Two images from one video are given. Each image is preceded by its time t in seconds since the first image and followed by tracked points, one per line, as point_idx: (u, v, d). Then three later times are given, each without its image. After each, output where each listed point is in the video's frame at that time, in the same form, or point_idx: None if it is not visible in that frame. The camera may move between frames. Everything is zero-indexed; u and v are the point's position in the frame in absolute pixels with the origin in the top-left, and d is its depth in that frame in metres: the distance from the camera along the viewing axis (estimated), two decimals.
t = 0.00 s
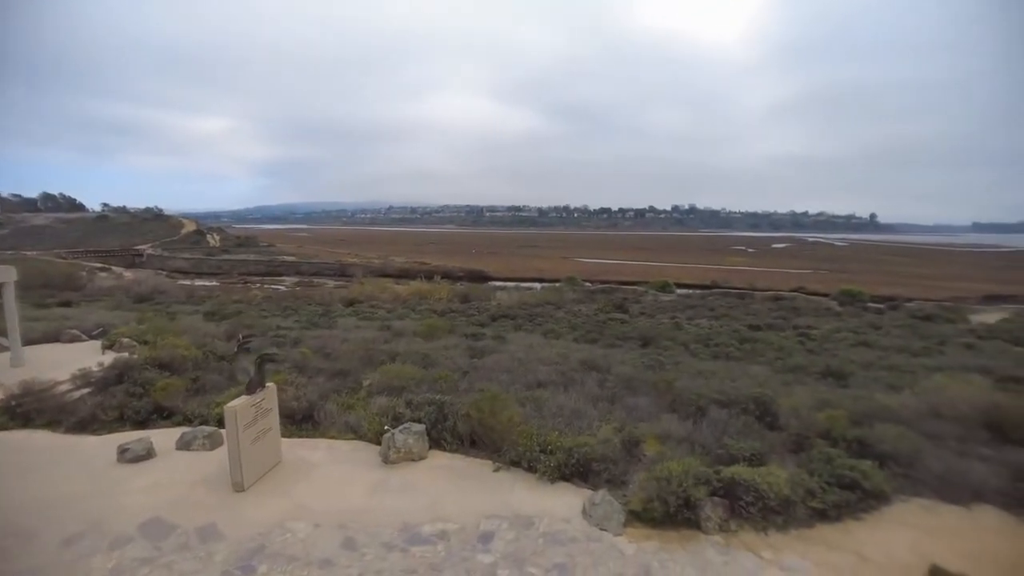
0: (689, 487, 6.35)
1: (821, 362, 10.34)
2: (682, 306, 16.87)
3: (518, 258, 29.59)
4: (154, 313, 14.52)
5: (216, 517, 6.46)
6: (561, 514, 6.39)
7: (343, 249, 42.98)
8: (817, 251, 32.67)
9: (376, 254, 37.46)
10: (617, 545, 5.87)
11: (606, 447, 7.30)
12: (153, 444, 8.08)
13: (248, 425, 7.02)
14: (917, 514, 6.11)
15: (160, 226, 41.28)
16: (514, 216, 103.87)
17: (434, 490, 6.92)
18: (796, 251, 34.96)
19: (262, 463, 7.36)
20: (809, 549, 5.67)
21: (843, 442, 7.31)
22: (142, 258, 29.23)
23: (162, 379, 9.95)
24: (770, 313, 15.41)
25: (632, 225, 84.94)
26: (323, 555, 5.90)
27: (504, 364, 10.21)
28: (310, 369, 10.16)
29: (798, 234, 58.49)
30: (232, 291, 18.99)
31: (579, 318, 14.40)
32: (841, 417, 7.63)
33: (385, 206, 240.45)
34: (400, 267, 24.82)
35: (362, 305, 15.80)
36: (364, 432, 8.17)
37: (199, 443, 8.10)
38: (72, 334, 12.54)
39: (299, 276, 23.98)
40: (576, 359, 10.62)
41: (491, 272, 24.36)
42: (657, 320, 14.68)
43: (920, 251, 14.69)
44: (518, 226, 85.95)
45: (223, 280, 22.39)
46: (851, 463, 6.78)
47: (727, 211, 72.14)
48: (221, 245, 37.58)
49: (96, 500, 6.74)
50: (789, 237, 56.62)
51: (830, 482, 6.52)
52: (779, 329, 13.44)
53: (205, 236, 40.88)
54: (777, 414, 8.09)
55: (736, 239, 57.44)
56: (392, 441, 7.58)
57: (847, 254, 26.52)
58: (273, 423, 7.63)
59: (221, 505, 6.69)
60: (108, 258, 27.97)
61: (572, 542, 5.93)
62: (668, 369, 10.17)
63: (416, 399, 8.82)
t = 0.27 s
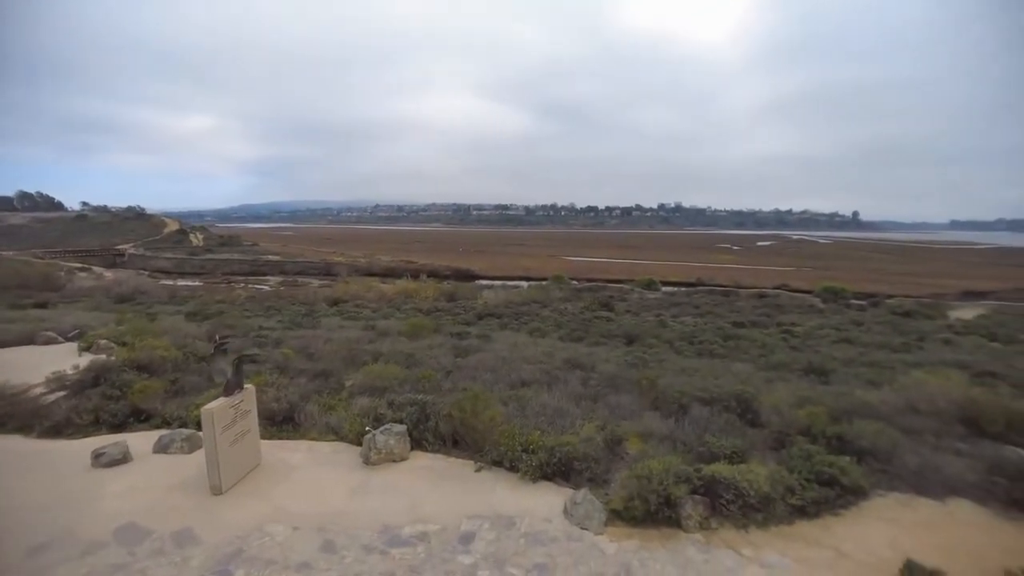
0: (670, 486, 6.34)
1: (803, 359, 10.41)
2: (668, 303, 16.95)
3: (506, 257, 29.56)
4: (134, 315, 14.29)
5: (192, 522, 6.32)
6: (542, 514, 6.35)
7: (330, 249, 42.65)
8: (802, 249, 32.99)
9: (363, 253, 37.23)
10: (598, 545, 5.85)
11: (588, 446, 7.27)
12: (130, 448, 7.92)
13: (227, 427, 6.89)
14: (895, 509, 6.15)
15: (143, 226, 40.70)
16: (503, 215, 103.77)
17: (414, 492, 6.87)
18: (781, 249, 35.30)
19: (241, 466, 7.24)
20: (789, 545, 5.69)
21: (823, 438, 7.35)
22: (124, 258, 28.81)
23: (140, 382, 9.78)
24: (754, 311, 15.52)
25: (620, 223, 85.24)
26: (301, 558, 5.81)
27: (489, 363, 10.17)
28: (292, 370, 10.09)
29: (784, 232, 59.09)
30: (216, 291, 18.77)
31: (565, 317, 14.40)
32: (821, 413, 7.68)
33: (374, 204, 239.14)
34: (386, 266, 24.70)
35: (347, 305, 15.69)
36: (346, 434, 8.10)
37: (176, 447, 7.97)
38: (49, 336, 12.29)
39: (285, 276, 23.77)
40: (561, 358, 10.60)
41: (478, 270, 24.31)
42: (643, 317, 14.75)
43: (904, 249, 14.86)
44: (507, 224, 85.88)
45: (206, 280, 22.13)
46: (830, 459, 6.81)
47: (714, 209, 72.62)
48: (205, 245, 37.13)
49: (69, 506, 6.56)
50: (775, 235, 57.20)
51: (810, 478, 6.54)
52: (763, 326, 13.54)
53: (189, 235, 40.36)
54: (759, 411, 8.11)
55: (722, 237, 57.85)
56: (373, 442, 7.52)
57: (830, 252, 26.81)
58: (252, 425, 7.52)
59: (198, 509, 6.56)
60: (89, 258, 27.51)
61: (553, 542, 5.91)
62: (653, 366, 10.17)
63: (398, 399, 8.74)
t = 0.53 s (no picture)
0: (657, 483, 6.30)
1: (791, 355, 10.44)
2: (658, 300, 16.98)
3: (496, 254, 29.52)
4: (119, 314, 14.11)
5: (175, 524, 6.21)
6: (530, 511, 6.31)
7: (320, 246, 42.37)
8: (791, 245, 33.18)
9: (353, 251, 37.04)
10: (585, 542, 5.82)
11: (576, 443, 7.23)
12: (113, 449, 7.80)
13: (210, 427, 6.81)
14: (880, 504, 6.18)
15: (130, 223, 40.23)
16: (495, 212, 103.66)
17: (401, 491, 6.83)
18: (770, 245, 35.53)
19: (227, 466, 7.16)
20: (777, 541, 5.68)
21: (810, 434, 7.36)
22: (110, 256, 28.44)
23: (124, 382, 9.66)
24: (743, 307, 15.57)
25: (612, 220, 85.41)
26: (287, 559, 5.73)
27: (478, 361, 10.12)
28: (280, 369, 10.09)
29: (774, 228, 59.47)
30: (204, 290, 18.60)
31: (555, 314, 14.39)
32: (807, 409, 7.68)
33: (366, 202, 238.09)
34: (376, 264, 24.59)
35: (337, 303, 15.62)
36: (332, 433, 8.05)
37: (160, 447, 7.87)
38: (31, 337, 12.09)
39: (274, 274, 23.62)
40: (550, 355, 10.57)
41: (469, 268, 24.26)
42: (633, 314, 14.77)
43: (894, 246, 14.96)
44: (499, 221, 85.78)
45: (194, 278, 21.92)
46: (816, 455, 6.80)
47: (705, 206, 72.91)
48: (194, 243, 36.79)
49: (49, 509, 6.41)
50: (765, 231, 57.58)
51: (797, 474, 6.54)
52: (752, 322, 13.59)
53: (177, 233, 39.98)
54: (746, 408, 8.11)
55: (713, 233, 58.17)
56: (359, 442, 7.47)
57: (818, 247, 27.01)
58: (237, 425, 7.45)
59: (182, 509, 6.47)
60: (75, 257, 27.14)
61: (540, 540, 5.87)
62: (642, 363, 10.16)
63: (385, 398, 8.69)
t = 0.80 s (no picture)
0: (638, 479, 6.19)
1: (776, 350, 10.44)
2: (646, 295, 16.97)
3: (485, 250, 29.45)
4: (99, 311, 13.87)
5: (150, 524, 6.05)
6: (511, 508, 6.23)
7: (308, 242, 42.04)
8: (777, 242, 33.38)
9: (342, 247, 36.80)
10: (566, 539, 5.72)
11: (558, 440, 7.16)
12: (88, 449, 7.64)
13: (188, 425, 6.71)
14: (862, 498, 6.16)
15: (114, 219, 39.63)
16: (487, 207, 103.46)
17: (381, 489, 6.75)
18: (758, 241, 35.73)
19: (205, 465, 7.06)
20: (760, 535, 5.63)
21: (793, 429, 7.33)
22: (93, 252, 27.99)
23: (102, 380, 9.48)
24: (730, 302, 15.61)
25: (603, 215, 85.50)
26: (264, 558, 5.60)
27: (463, 357, 10.04)
28: (262, 365, 10.03)
29: (762, 224, 59.84)
30: (188, 286, 18.36)
31: (542, 309, 14.33)
32: (791, 403, 7.64)
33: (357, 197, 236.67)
34: (364, 259, 24.42)
35: (323, 299, 15.49)
36: (313, 431, 7.96)
37: (137, 447, 7.74)
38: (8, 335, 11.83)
39: (261, 270, 23.39)
40: (536, 351, 10.50)
41: (457, 263, 24.16)
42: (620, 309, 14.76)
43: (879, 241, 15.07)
44: (489, 217, 85.38)
45: (179, 274, 21.63)
46: (798, 450, 6.75)
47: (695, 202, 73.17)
48: (179, 239, 36.31)
49: (19, 511, 6.22)
50: (754, 227, 57.94)
51: (779, 469, 6.48)
52: (738, 317, 13.61)
53: (162, 229, 39.47)
54: (730, 403, 8.09)
55: (703, 229, 58.36)
56: (340, 439, 7.38)
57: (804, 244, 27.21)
58: (215, 423, 7.37)
59: (155, 509, 6.32)
60: (56, 253, 26.67)
61: (521, 537, 5.79)
62: (627, 358, 10.12)
63: (367, 395, 8.59)
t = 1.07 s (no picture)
0: (617, 474, 6.12)
1: (757, 344, 10.51)
2: (630, 289, 17.02)
3: (471, 245, 29.35)
4: (74, 307, 13.57)
5: (122, 527, 5.92)
6: (490, 504, 6.17)
7: (291, 237, 41.58)
8: (761, 236, 33.71)
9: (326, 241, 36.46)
10: (544, 536, 5.66)
11: (538, 435, 7.13)
12: (58, 450, 7.47)
13: (160, 425, 6.58)
14: (838, 491, 6.21)
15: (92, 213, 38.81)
16: (474, 201, 103.08)
17: (358, 488, 6.67)
18: (741, 235, 36.07)
19: (179, 465, 6.92)
20: (738, 529, 5.63)
21: (771, 423, 7.34)
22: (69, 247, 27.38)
23: (74, 379, 9.26)
24: (713, 296, 15.71)
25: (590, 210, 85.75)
26: (237, 559, 5.50)
27: (444, 353, 9.98)
28: (240, 362, 9.92)
29: (747, 219, 60.40)
30: (167, 282, 18.04)
31: (526, 304, 14.31)
32: (769, 397, 7.66)
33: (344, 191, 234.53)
34: (348, 254, 24.20)
35: (304, 295, 15.33)
36: (291, 429, 7.87)
37: (109, 447, 7.60)
38: None
39: (242, 265, 23.07)
40: (518, 346, 10.47)
41: (442, 258, 24.04)
42: (604, 303, 14.78)
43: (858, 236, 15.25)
44: (476, 211, 85.11)
45: (158, 270, 21.26)
46: (776, 444, 6.74)
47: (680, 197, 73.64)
48: (159, 233, 35.68)
49: None
50: (738, 222, 58.48)
51: (756, 463, 6.48)
52: (720, 311, 13.68)
53: (141, 223, 38.75)
54: (709, 398, 8.13)
55: (687, 224, 58.73)
56: (317, 437, 7.30)
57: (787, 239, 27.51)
58: (190, 423, 7.23)
59: (127, 511, 6.18)
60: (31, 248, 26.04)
61: (498, 534, 5.72)
62: (609, 353, 10.12)
63: (346, 392, 8.49)
